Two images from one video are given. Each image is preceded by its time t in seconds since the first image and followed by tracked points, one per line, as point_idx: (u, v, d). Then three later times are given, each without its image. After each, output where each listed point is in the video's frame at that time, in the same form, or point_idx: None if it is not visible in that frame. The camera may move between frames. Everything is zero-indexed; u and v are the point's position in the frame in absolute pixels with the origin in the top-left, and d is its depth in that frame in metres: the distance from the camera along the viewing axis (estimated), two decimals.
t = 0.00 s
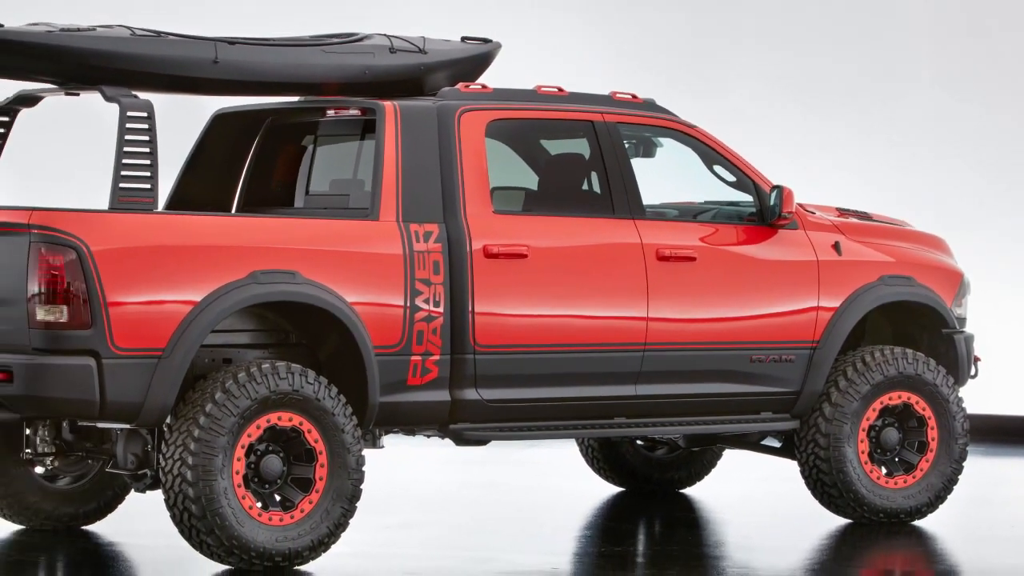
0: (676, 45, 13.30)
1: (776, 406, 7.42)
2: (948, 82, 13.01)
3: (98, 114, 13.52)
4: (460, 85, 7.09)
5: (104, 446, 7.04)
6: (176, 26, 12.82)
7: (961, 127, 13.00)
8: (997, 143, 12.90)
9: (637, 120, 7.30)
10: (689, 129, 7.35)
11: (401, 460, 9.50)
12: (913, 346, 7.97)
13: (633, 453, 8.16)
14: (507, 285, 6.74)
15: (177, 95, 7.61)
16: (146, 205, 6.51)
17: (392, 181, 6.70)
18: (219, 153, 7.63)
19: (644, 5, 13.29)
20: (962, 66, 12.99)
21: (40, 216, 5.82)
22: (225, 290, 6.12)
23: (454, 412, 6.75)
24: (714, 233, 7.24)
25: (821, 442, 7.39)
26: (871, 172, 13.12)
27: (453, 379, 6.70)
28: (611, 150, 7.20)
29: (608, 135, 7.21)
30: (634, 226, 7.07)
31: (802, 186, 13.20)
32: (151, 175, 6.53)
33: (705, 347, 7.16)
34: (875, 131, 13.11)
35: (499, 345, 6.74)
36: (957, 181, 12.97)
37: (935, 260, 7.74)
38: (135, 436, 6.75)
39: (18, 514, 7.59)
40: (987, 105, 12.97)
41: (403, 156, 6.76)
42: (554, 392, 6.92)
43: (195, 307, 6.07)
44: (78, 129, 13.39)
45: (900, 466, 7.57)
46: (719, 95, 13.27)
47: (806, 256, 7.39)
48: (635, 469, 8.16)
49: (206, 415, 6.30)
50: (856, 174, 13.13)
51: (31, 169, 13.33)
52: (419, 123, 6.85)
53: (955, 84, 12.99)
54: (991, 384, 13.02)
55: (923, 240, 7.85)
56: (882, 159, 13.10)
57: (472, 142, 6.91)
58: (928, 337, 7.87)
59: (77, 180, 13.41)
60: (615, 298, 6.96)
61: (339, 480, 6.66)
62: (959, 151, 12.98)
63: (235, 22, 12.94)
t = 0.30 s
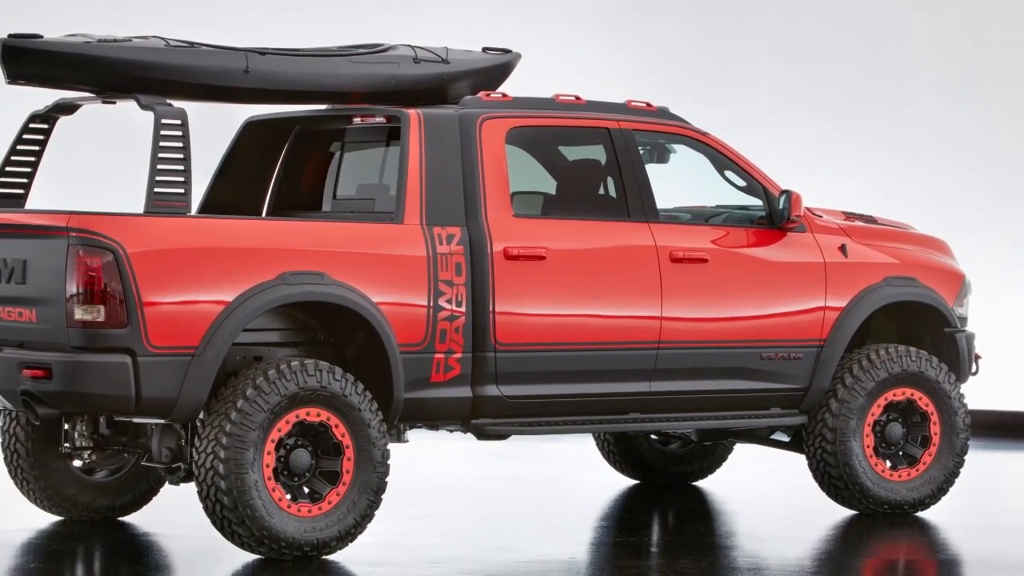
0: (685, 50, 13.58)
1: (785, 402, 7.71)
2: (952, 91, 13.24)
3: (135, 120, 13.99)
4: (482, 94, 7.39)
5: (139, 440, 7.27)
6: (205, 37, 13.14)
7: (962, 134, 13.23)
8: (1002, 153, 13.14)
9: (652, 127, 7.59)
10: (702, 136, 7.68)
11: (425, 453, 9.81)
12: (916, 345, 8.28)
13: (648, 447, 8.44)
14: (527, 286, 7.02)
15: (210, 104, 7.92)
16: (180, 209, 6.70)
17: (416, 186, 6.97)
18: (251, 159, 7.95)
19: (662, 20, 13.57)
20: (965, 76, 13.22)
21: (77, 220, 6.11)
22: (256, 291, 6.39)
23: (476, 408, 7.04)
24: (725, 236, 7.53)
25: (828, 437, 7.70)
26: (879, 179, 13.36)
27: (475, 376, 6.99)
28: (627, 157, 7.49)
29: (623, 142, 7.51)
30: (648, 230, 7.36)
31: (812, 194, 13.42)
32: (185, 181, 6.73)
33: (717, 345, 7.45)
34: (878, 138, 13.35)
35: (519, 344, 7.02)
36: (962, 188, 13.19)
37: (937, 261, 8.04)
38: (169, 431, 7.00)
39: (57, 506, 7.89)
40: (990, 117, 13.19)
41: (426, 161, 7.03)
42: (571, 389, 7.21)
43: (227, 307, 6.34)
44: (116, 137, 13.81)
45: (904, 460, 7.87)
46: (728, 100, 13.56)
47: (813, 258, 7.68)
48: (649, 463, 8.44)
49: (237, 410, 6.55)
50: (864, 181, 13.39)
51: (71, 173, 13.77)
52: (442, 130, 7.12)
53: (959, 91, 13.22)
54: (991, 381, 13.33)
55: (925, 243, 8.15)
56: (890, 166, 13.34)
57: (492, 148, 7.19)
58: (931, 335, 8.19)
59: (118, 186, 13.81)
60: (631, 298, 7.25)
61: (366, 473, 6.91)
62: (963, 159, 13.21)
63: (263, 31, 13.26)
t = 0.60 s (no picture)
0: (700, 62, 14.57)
1: (795, 399, 8.04)
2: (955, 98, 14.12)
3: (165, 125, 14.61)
4: (503, 103, 7.71)
5: (174, 435, 7.64)
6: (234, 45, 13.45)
7: (966, 143, 14.10)
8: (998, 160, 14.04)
9: (666, 134, 7.90)
10: (714, 142, 7.98)
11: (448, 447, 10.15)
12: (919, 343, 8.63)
13: (663, 441, 8.75)
14: (546, 286, 7.33)
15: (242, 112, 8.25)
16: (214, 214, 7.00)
17: (439, 190, 7.26)
18: (282, 165, 8.28)
19: (669, 27, 14.57)
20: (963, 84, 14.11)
21: (116, 224, 6.38)
22: (285, 291, 6.68)
23: (499, 403, 7.33)
24: (736, 239, 7.85)
25: (835, 432, 8.03)
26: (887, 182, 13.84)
27: (497, 373, 7.28)
28: (642, 163, 7.80)
29: (638, 149, 7.81)
30: (662, 233, 7.67)
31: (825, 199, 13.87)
32: (219, 186, 7.04)
33: (729, 343, 7.77)
34: (886, 146, 14.28)
35: (540, 342, 7.33)
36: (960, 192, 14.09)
37: (939, 263, 8.39)
38: (204, 425, 7.37)
39: (95, 497, 8.22)
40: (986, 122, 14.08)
41: (450, 167, 7.32)
42: (588, 385, 7.50)
43: (259, 307, 6.63)
44: (150, 143, 14.45)
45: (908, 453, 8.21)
46: (738, 108, 14.57)
47: (820, 260, 8.01)
48: (664, 456, 8.75)
49: (269, 406, 6.86)
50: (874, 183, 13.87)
51: (105, 180, 14.44)
52: (465, 137, 7.42)
53: (959, 96, 14.11)
54: (991, 374, 14.28)
55: (928, 245, 8.50)
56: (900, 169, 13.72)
57: (513, 154, 7.49)
58: (933, 334, 8.53)
59: (160, 189, 14.53)
60: (645, 298, 7.56)
61: (392, 465, 7.19)
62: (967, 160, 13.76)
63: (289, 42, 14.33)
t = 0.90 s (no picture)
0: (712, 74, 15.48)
1: (807, 395, 8.42)
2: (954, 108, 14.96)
3: (203, 134, 15.76)
4: (524, 111, 8.04)
5: (211, 429, 7.96)
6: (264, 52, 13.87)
7: (965, 149, 14.93)
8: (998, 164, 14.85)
9: (681, 142, 8.27)
10: (726, 150, 8.36)
11: (469, 441, 10.53)
12: (923, 340, 9.03)
13: (677, 435, 9.09)
14: (566, 287, 7.67)
15: (274, 120, 8.61)
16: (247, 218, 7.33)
17: (464, 196, 7.61)
18: (312, 171, 8.65)
19: (686, 43, 15.45)
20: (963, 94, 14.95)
21: (154, 227, 6.72)
22: (317, 291, 7.01)
23: (520, 399, 7.67)
24: (748, 241, 8.20)
25: (842, 426, 8.40)
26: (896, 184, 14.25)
27: (518, 369, 7.62)
28: (657, 170, 8.16)
29: (653, 155, 8.17)
30: (677, 236, 8.01)
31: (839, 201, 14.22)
32: (252, 192, 7.34)
33: (741, 341, 8.12)
34: (886, 150, 15.14)
35: (560, 340, 7.67)
36: (960, 195, 14.91)
37: (942, 265, 8.77)
38: (239, 421, 7.67)
39: (134, 489, 8.62)
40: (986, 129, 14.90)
41: (475, 172, 7.67)
42: (605, 381, 7.84)
43: (291, 306, 6.96)
44: (185, 151, 15.72)
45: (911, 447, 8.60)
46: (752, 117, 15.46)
47: (828, 261, 8.37)
48: (679, 449, 9.09)
49: (301, 401, 7.16)
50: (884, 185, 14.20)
51: (148, 186, 15.73)
52: (489, 144, 7.76)
53: (961, 105, 14.96)
54: (992, 372, 15.30)
55: (931, 248, 8.87)
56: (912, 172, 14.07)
57: (534, 160, 7.84)
58: (936, 332, 8.93)
59: (178, 198, 15.75)
60: (661, 298, 7.90)
61: (418, 458, 7.52)
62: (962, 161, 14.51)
63: (306, 45, 15.14)
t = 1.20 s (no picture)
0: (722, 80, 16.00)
1: (815, 390, 8.81)
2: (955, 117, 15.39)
3: (235, 142, 16.42)
4: (545, 120, 8.43)
5: (246, 423, 8.33)
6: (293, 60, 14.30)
7: (969, 154, 15.34)
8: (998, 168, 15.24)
9: (694, 149, 8.64)
10: (739, 156, 8.73)
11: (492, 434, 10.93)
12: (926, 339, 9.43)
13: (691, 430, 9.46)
14: (585, 287, 8.04)
15: (304, 129, 9.00)
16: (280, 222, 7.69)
17: (488, 201, 7.99)
18: (342, 178, 9.05)
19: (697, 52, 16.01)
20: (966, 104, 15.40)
21: (192, 231, 7.11)
22: (348, 291, 7.39)
23: (542, 395, 8.06)
24: (759, 244, 8.57)
25: (849, 420, 8.80)
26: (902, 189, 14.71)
27: (540, 365, 7.99)
28: (672, 175, 8.53)
29: (668, 162, 8.54)
30: (691, 239, 8.38)
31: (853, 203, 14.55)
32: (285, 197, 7.70)
33: (753, 339, 8.50)
34: (887, 155, 15.61)
35: (580, 339, 8.04)
36: (959, 201, 15.32)
37: (944, 267, 9.16)
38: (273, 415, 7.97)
39: (173, 481, 9.01)
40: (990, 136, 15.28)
41: (498, 178, 8.05)
42: (622, 377, 8.21)
43: (323, 306, 7.34)
44: (220, 156, 16.25)
45: (915, 440, 9.00)
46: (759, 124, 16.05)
47: (835, 263, 8.75)
48: (693, 443, 9.46)
49: (332, 397, 7.53)
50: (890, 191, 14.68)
51: (183, 191, 16.18)
52: (512, 151, 8.14)
53: (963, 114, 15.37)
54: (992, 371, 15.61)
55: (933, 250, 9.25)
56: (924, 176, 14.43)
57: (555, 167, 8.21)
58: (939, 330, 9.33)
59: (223, 197, 16.19)
60: (676, 298, 8.27)
61: (444, 451, 7.90)
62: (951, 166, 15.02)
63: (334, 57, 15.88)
